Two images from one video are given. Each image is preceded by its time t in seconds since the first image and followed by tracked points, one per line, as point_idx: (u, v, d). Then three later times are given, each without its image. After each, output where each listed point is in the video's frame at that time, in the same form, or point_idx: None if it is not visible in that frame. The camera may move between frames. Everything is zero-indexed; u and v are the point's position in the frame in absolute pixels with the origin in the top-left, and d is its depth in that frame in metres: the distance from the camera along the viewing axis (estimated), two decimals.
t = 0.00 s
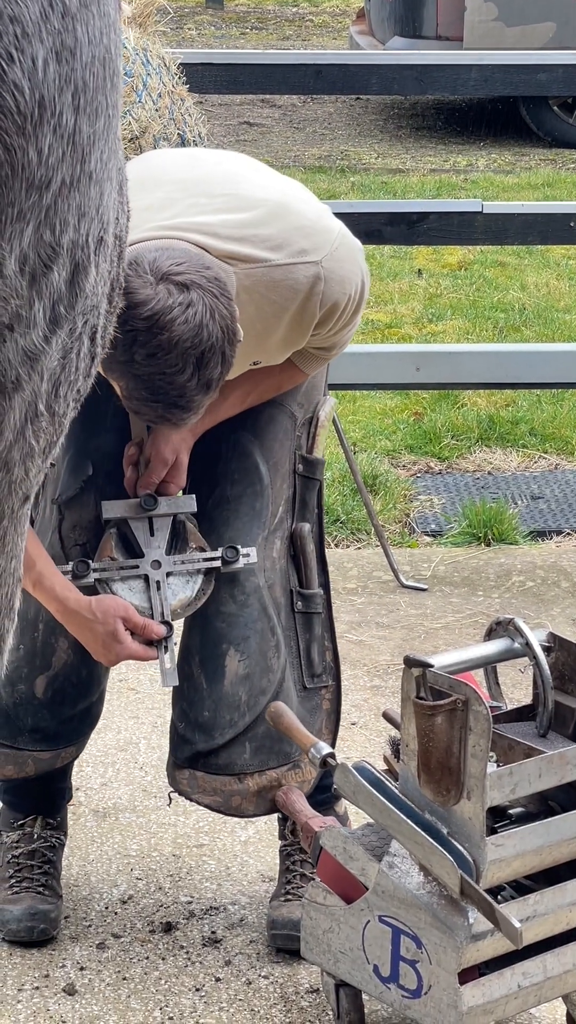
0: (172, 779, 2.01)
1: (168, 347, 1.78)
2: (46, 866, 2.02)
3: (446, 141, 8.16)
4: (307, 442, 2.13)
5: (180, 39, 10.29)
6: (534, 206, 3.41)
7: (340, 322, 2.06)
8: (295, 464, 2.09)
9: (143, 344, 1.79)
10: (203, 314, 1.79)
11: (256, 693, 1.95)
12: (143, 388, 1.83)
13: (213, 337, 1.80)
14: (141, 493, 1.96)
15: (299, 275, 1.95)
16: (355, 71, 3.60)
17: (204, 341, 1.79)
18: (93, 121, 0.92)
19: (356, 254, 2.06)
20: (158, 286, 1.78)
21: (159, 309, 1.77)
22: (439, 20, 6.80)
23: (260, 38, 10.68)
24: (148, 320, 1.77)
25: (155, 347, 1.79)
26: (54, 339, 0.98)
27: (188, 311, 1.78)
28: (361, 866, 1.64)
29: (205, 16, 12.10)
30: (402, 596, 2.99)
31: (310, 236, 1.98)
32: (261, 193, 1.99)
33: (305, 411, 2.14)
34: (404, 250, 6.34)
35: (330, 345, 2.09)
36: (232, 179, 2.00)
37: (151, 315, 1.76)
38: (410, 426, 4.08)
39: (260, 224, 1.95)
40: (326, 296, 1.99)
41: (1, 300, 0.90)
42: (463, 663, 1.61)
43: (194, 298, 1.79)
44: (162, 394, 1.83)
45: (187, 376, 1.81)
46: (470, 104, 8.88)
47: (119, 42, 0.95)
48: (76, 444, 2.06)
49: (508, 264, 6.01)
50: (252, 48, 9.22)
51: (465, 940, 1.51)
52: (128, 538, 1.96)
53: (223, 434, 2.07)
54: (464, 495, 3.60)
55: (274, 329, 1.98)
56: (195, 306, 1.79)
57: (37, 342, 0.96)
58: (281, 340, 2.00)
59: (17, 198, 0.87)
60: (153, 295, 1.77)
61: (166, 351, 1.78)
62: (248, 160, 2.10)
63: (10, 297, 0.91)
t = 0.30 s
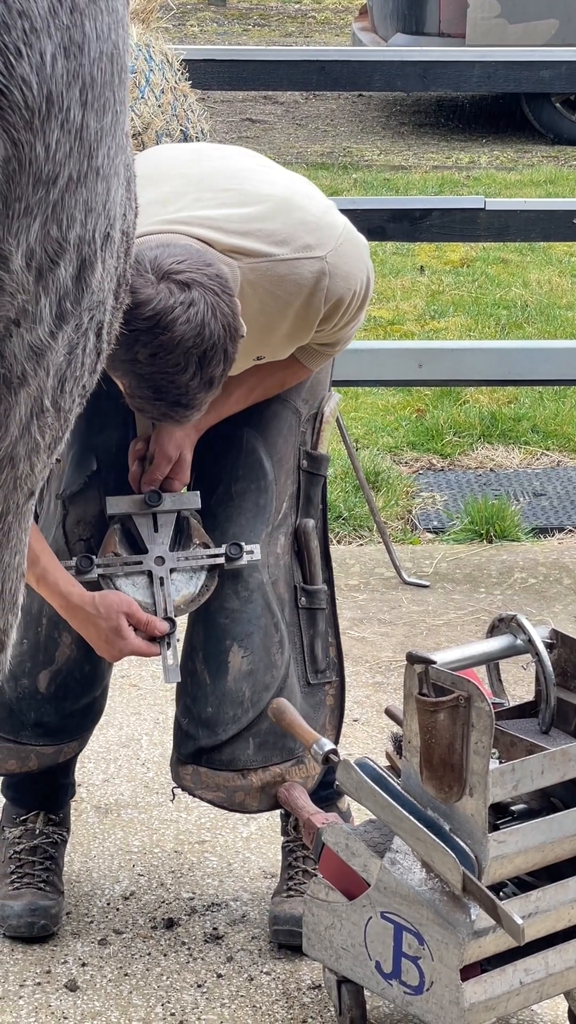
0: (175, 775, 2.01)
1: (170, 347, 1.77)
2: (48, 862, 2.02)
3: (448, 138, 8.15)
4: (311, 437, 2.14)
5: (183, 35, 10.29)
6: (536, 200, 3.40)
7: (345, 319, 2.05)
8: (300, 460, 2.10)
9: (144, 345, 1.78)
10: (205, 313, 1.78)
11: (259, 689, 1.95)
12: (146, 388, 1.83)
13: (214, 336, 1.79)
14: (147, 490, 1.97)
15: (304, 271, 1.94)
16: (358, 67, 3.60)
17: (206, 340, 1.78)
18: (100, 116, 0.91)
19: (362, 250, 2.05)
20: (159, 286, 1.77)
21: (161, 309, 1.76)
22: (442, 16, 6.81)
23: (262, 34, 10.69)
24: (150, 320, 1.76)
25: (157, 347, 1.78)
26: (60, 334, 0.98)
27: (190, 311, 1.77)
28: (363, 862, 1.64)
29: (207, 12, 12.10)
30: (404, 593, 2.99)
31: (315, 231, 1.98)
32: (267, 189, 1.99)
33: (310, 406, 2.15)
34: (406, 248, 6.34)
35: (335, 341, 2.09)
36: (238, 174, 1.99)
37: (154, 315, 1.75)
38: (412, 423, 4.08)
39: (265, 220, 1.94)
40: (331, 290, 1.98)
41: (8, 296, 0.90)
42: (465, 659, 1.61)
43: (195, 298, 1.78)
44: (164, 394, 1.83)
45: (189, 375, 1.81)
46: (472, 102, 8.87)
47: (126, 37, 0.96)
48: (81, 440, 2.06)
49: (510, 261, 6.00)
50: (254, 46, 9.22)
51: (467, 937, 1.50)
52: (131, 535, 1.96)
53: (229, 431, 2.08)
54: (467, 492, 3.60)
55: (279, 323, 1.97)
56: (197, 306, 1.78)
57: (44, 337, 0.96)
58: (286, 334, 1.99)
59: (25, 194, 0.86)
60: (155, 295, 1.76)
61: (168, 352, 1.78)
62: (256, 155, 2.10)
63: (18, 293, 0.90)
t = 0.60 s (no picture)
0: (173, 771, 2.00)
1: (162, 349, 1.76)
2: (48, 858, 2.02)
3: (450, 135, 8.14)
4: (314, 436, 2.13)
5: (184, 32, 10.29)
6: (537, 199, 3.40)
7: (344, 318, 2.04)
8: (303, 459, 2.09)
9: (136, 346, 1.77)
10: (198, 314, 1.76)
11: (259, 686, 1.95)
12: (137, 387, 1.83)
13: (208, 337, 1.77)
14: (147, 486, 1.96)
15: (303, 270, 1.94)
16: (359, 64, 3.60)
17: (199, 342, 1.77)
18: (106, 111, 0.94)
19: (362, 249, 2.05)
20: (153, 287, 1.76)
21: (153, 311, 1.74)
22: (444, 13, 6.82)
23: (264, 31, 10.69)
24: (143, 321, 1.75)
25: (150, 348, 1.77)
26: (65, 328, 1.00)
27: (183, 312, 1.75)
28: (363, 859, 1.64)
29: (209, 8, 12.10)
30: (405, 590, 2.99)
31: (315, 231, 1.97)
32: (266, 188, 1.98)
33: (312, 404, 2.14)
34: (408, 245, 6.33)
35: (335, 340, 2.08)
36: (238, 172, 1.99)
37: (147, 316, 1.74)
38: (413, 420, 4.08)
39: (263, 218, 1.94)
40: (331, 289, 1.98)
41: (14, 289, 0.91)
42: (466, 656, 1.61)
43: (188, 299, 1.77)
44: (157, 394, 1.83)
45: (182, 376, 1.80)
46: (474, 99, 8.86)
47: (131, 33, 0.98)
48: (84, 437, 2.07)
49: (511, 258, 6.00)
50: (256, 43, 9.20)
51: (466, 933, 1.51)
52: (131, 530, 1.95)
53: (230, 428, 2.08)
54: (467, 489, 3.60)
55: (278, 322, 1.97)
56: (190, 307, 1.76)
57: (50, 331, 0.98)
58: (285, 331, 1.99)
59: (31, 188, 0.88)
60: (149, 296, 1.75)
61: (161, 353, 1.77)
62: (257, 153, 2.09)
63: (24, 286, 0.92)
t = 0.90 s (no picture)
0: (172, 769, 2.00)
1: (156, 347, 1.76)
2: (48, 855, 2.02)
3: (452, 133, 8.13)
4: (317, 436, 2.13)
5: (185, 29, 10.29)
6: (538, 198, 3.40)
7: (344, 319, 2.04)
8: (305, 458, 2.09)
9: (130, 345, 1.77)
10: (193, 315, 1.76)
11: (259, 684, 1.95)
12: (130, 386, 1.82)
13: (202, 338, 1.77)
14: (146, 485, 1.97)
15: (301, 272, 1.93)
16: (360, 62, 3.60)
17: (192, 343, 1.77)
18: (108, 102, 0.94)
19: (361, 251, 2.04)
20: (149, 285, 1.76)
21: (148, 310, 1.74)
22: (445, 13, 6.82)
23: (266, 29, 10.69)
24: (138, 318, 1.75)
25: (144, 347, 1.77)
26: (69, 320, 1.00)
27: (178, 313, 1.75)
28: (363, 857, 1.64)
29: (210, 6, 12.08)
30: (405, 588, 2.98)
31: (315, 232, 1.97)
32: (265, 188, 1.98)
33: (315, 403, 2.14)
34: (409, 242, 6.32)
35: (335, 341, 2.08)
36: (239, 172, 1.99)
37: (142, 315, 1.74)
38: (414, 419, 4.08)
39: (261, 220, 1.93)
40: (329, 291, 1.97)
41: (18, 279, 0.92)
42: (466, 654, 1.61)
43: (184, 299, 1.77)
44: (148, 394, 1.82)
45: (173, 377, 1.79)
46: (475, 97, 8.85)
47: (133, 26, 0.98)
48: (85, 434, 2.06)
49: (513, 257, 5.99)
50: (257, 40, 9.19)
51: (467, 931, 1.51)
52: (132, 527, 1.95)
53: (231, 426, 2.07)
54: (468, 488, 3.59)
55: (276, 322, 1.97)
56: (186, 308, 1.76)
57: (53, 323, 0.98)
58: (284, 332, 1.98)
59: (34, 177, 0.89)
60: (145, 294, 1.75)
61: (154, 352, 1.77)
62: (258, 152, 2.09)
63: (27, 276, 0.93)
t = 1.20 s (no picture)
0: (174, 767, 2.00)
1: (147, 348, 1.75)
2: (49, 853, 2.02)
3: (454, 132, 8.12)
4: (320, 436, 2.12)
5: (187, 28, 10.27)
6: (540, 197, 3.40)
7: (342, 321, 2.04)
8: (308, 457, 2.09)
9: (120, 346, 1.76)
10: (184, 316, 1.75)
11: (261, 683, 1.95)
12: (121, 386, 1.81)
13: (193, 340, 1.76)
14: (148, 484, 1.96)
15: (297, 275, 1.93)
16: (363, 62, 3.60)
17: (183, 345, 1.75)
18: (101, 93, 0.97)
19: (360, 251, 2.04)
20: (141, 286, 1.75)
21: (139, 312, 1.73)
22: (447, 12, 6.82)
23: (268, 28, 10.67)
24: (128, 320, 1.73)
25: (134, 348, 1.76)
26: (68, 313, 1.03)
27: (169, 314, 1.74)
28: (364, 855, 1.64)
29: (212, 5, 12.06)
30: (407, 587, 2.98)
31: (313, 234, 1.97)
32: (262, 189, 1.97)
33: (319, 402, 2.14)
34: (411, 242, 6.31)
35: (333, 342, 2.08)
36: (238, 172, 1.98)
37: (133, 316, 1.72)
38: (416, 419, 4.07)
39: (258, 221, 1.93)
40: (326, 293, 1.97)
41: (13, 269, 0.95)
42: (467, 653, 1.61)
43: (175, 300, 1.75)
44: (139, 394, 1.81)
45: (164, 378, 1.78)
46: (477, 96, 8.83)
47: (128, 20, 1.01)
48: (89, 431, 2.06)
49: (515, 257, 5.98)
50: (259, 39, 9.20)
51: (468, 929, 1.51)
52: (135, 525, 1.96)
53: (234, 425, 2.08)
54: (470, 488, 3.59)
55: (273, 323, 1.96)
56: (177, 309, 1.74)
57: (51, 315, 1.01)
58: (280, 334, 1.98)
59: (27, 166, 0.91)
60: (135, 295, 1.73)
61: (144, 353, 1.76)
62: (259, 151, 2.08)
63: (23, 267, 0.95)
